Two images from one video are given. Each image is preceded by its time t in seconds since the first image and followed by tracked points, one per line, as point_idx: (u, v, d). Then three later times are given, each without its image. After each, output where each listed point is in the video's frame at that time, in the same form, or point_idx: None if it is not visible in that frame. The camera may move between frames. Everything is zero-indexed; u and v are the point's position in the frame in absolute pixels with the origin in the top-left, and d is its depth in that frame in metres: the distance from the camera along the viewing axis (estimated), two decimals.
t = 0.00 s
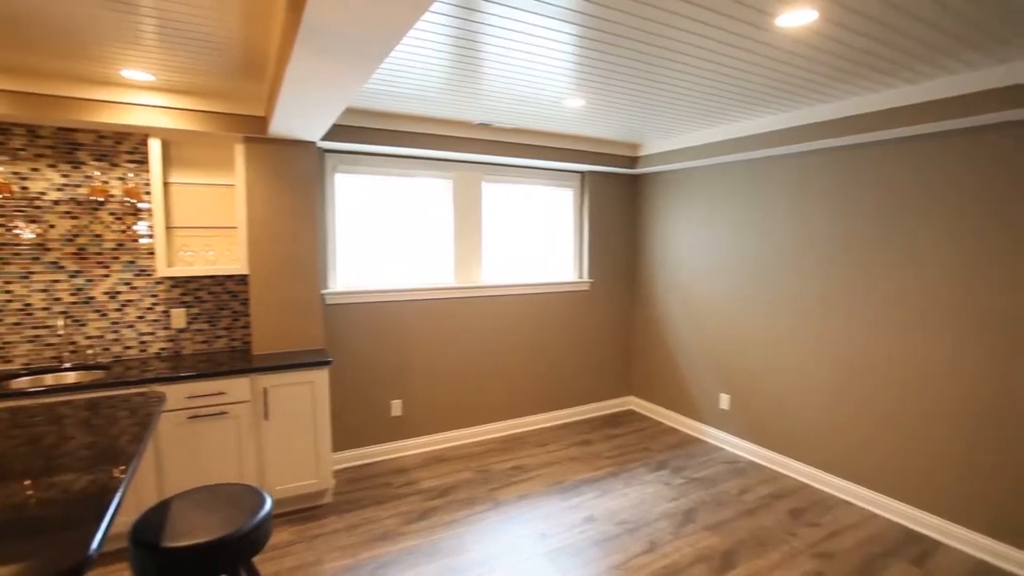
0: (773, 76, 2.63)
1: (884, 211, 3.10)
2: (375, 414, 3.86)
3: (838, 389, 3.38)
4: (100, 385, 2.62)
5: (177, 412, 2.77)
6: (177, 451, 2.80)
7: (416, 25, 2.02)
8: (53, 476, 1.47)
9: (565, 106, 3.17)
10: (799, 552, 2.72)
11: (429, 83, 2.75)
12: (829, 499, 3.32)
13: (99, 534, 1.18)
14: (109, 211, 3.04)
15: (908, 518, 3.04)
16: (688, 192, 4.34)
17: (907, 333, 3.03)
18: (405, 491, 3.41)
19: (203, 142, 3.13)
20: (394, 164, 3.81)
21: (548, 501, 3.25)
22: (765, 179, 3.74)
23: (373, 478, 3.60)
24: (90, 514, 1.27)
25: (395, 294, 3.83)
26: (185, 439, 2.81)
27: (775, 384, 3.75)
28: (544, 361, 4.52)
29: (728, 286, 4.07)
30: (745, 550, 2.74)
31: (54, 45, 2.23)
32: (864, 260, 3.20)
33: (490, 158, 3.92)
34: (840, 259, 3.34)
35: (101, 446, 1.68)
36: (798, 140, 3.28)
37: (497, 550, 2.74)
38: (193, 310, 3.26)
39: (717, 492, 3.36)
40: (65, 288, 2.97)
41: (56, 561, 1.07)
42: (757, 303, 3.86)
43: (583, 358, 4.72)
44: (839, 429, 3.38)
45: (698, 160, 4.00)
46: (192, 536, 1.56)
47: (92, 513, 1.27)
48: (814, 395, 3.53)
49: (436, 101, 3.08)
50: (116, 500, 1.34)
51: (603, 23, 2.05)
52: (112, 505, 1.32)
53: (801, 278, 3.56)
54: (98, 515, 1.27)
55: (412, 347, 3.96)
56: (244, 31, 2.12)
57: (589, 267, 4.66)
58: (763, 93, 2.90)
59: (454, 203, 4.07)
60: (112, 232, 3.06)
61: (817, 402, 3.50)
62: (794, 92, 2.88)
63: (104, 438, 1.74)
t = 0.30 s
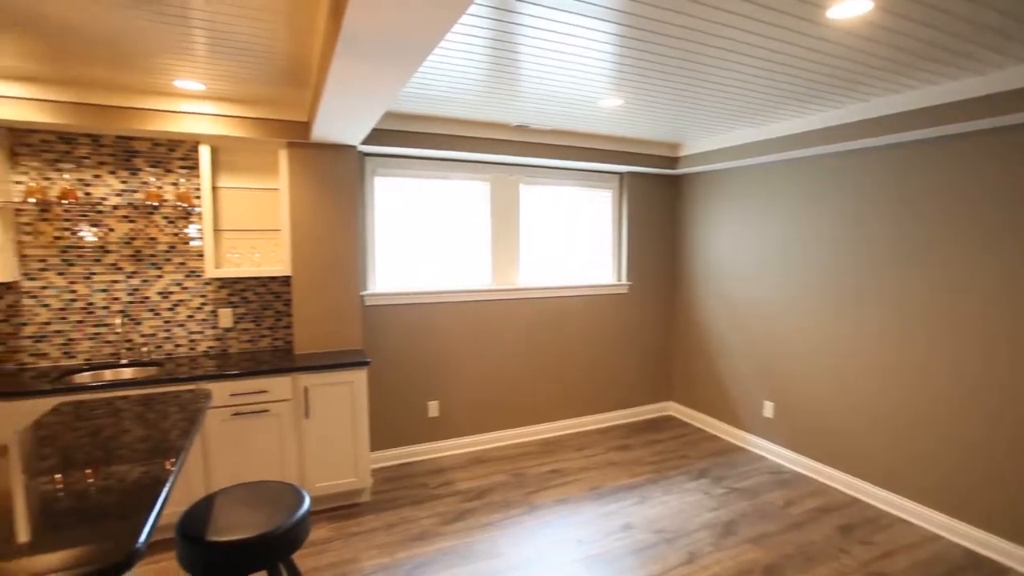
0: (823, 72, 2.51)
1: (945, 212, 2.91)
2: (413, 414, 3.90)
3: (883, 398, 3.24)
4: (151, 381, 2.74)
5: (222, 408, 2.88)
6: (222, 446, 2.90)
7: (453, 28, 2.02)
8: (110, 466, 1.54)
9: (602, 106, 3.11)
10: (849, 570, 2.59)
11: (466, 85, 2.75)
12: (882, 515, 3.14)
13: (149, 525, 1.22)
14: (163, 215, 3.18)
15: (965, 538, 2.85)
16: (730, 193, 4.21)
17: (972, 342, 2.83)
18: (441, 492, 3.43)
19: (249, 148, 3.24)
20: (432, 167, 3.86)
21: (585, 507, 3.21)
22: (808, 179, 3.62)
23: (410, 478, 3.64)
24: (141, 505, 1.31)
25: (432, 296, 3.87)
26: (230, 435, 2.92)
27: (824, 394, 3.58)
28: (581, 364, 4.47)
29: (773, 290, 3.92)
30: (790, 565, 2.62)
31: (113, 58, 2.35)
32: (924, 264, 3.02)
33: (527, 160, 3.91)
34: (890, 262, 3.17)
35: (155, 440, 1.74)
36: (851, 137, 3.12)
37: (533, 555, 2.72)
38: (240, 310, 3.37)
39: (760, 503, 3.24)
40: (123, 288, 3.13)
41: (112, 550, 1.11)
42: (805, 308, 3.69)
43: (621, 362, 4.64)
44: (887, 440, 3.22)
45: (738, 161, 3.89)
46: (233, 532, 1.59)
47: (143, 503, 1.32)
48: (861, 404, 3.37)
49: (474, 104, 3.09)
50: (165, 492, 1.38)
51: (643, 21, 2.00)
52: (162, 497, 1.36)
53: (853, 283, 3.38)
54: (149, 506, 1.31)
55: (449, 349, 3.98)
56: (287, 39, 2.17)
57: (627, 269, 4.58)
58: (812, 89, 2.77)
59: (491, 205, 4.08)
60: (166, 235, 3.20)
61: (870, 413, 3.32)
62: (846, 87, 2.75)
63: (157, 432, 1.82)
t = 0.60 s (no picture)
0: (874, 66, 2.39)
1: (1010, 212, 2.72)
2: (449, 415, 3.93)
3: (939, 409, 3.05)
4: (199, 378, 2.85)
5: (264, 406, 2.98)
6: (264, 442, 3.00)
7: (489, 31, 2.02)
8: (162, 458, 1.61)
9: (640, 105, 3.06)
10: None
11: (502, 87, 2.75)
12: (939, 533, 2.97)
13: (196, 516, 1.25)
14: (211, 218, 3.31)
15: None
16: (774, 192, 4.06)
17: None
18: (476, 493, 3.44)
19: (292, 153, 3.33)
20: (469, 170, 3.89)
21: (622, 513, 3.16)
22: (857, 179, 3.45)
23: (446, 478, 3.67)
24: (190, 497, 1.35)
25: (468, 298, 3.89)
26: (272, 432, 3.02)
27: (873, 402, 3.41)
28: (619, 368, 4.41)
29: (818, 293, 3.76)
30: None
31: (166, 69, 2.46)
32: (985, 267, 2.83)
33: (563, 162, 3.88)
34: (949, 265, 2.98)
35: (202, 434, 1.81)
36: (903, 133, 2.96)
37: (567, 561, 2.69)
38: (282, 311, 3.47)
39: (805, 516, 3.11)
40: (174, 289, 3.28)
41: (164, 539, 1.15)
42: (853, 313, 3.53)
43: (659, 366, 4.55)
44: (945, 453, 3.03)
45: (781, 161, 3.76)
46: (272, 528, 1.63)
47: (191, 493, 1.37)
48: (915, 415, 3.18)
49: (510, 106, 3.08)
50: (211, 485, 1.43)
51: (682, 19, 1.94)
52: (208, 490, 1.41)
53: (906, 287, 3.21)
54: (197, 498, 1.35)
55: (484, 350, 3.99)
56: (326, 47, 2.22)
57: (666, 272, 4.49)
58: (862, 85, 2.65)
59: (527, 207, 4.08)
60: (214, 238, 3.33)
61: (924, 424, 3.14)
62: (898, 83, 2.61)
63: (205, 427, 1.89)
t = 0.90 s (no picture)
0: (935, 60, 2.26)
1: None
2: (487, 416, 3.95)
3: (1007, 423, 2.86)
4: (246, 375, 2.96)
5: (308, 403, 3.06)
6: (308, 438, 3.09)
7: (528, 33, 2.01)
8: (213, 451, 1.67)
9: (683, 105, 2.98)
10: None
11: (542, 89, 2.74)
12: (1005, 556, 2.78)
13: (245, 508, 1.30)
14: (260, 221, 3.42)
15: None
16: (824, 192, 3.90)
17: None
18: (513, 495, 3.44)
19: (336, 157, 3.42)
20: (508, 172, 3.90)
21: (661, 521, 3.09)
22: (916, 178, 3.27)
23: (483, 479, 3.69)
24: (238, 489, 1.40)
25: (506, 300, 3.90)
26: (315, 429, 3.10)
27: (934, 414, 3.22)
28: (659, 373, 4.32)
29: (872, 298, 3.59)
30: None
31: (218, 78, 2.56)
32: None
33: (602, 163, 3.83)
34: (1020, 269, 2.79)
35: (250, 429, 1.87)
36: (968, 129, 2.79)
37: (605, 568, 2.65)
38: (325, 311, 3.56)
39: (857, 532, 2.97)
40: (225, 288, 3.41)
41: (215, 529, 1.19)
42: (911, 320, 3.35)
43: (701, 371, 4.44)
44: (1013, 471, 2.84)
45: (831, 160, 3.61)
46: (314, 523, 1.67)
47: (239, 485, 1.42)
48: (980, 429, 2.99)
49: (551, 107, 3.06)
50: (259, 478, 1.47)
51: (727, 15, 1.88)
52: (256, 482, 1.45)
53: (972, 292, 3.02)
54: (244, 490, 1.39)
55: (522, 352, 3.99)
56: (369, 53, 2.26)
57: (709, 274, 4.37)
58: (922, 78, 2.50)
59: (566, 209, 4.05)
60: (262, 239, 3.44)
61: (990, 439, 2.94)
62: (963, 75, 2.45)
63: (253, 422, 1.95)
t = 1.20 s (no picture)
0: (1005, 51, 2.13)
1: None
2: (526, 417, 3.95)
3: None
4: (293, 371, 3.05)
5: (352, 399, 3.14)
6: (351, 434, 3.16)
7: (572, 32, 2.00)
8: (261, 443, 1.73)
9: (730, 102, 2.90)
10: None
11: (586, 89, 2.71)
12: None
13: (293, 499, 1.33)
14: (307, 221, 3.52)
15: None
16: (879, 192, 3.73)
17: None
18: (551, 497, 3.42)
19: (380, 158, 3.48)
20: (549, 172, 3.89)
21: (703, 529, 3.02)
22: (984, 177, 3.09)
23: (522, 480, 3.69)
24: (287, 481, 1.44)
25: (548, 301, 3.89)
26: (358, 425, 3.17)
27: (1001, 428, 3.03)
28: (702, 377, 4.23)
29: (932, 304, 3.41)
30: None
31: (269, 84, 2.65)
32: None
33: (646, 163, 3.78)
34: None
35: (296, 423, 1.93)
36: None
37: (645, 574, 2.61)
38: (368, 309, 3.63)
39: (914, 550, 2.83)
40: (274, 287, 3.53)
41: (266, 519, 1.23)
42: (976, 327, 3.16)
43: (746, 376, 4.31)
44: None
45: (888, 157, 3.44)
46: (357, 518, 1.71)
47: (287, 477, 1.46)
48: None
49: (594, 107, 3.03)
50: (306, 470, 1.52)
51: (779, 9, 1.81)
52: (303, 475, 1.49)
53: None
54: (293, 482, 1.43)
55: (562, 354, 3.97)
56: (414, 55, 2.30)
57: (755, 277, 4.25)
58: (991, 70, 2.35)
59: (608, 209, 4.01)
60: (309, 239, 3.54)
61: None
62: None
63: (299, 416, 2.01)
